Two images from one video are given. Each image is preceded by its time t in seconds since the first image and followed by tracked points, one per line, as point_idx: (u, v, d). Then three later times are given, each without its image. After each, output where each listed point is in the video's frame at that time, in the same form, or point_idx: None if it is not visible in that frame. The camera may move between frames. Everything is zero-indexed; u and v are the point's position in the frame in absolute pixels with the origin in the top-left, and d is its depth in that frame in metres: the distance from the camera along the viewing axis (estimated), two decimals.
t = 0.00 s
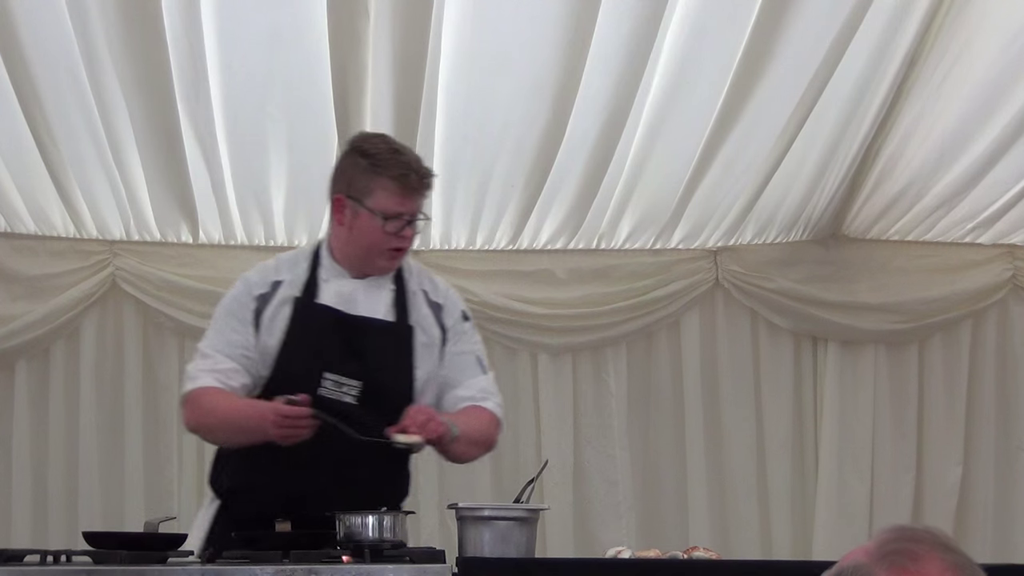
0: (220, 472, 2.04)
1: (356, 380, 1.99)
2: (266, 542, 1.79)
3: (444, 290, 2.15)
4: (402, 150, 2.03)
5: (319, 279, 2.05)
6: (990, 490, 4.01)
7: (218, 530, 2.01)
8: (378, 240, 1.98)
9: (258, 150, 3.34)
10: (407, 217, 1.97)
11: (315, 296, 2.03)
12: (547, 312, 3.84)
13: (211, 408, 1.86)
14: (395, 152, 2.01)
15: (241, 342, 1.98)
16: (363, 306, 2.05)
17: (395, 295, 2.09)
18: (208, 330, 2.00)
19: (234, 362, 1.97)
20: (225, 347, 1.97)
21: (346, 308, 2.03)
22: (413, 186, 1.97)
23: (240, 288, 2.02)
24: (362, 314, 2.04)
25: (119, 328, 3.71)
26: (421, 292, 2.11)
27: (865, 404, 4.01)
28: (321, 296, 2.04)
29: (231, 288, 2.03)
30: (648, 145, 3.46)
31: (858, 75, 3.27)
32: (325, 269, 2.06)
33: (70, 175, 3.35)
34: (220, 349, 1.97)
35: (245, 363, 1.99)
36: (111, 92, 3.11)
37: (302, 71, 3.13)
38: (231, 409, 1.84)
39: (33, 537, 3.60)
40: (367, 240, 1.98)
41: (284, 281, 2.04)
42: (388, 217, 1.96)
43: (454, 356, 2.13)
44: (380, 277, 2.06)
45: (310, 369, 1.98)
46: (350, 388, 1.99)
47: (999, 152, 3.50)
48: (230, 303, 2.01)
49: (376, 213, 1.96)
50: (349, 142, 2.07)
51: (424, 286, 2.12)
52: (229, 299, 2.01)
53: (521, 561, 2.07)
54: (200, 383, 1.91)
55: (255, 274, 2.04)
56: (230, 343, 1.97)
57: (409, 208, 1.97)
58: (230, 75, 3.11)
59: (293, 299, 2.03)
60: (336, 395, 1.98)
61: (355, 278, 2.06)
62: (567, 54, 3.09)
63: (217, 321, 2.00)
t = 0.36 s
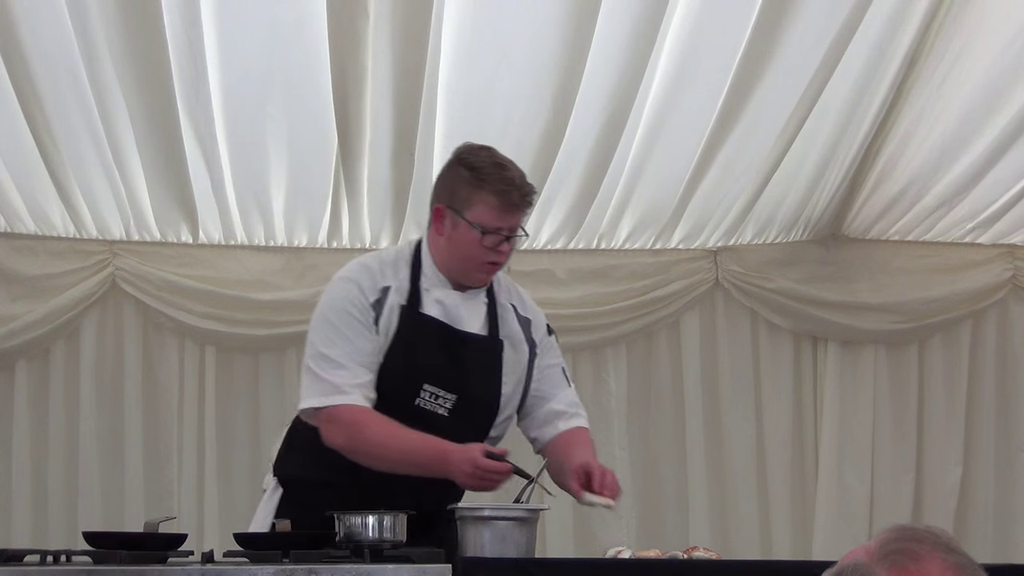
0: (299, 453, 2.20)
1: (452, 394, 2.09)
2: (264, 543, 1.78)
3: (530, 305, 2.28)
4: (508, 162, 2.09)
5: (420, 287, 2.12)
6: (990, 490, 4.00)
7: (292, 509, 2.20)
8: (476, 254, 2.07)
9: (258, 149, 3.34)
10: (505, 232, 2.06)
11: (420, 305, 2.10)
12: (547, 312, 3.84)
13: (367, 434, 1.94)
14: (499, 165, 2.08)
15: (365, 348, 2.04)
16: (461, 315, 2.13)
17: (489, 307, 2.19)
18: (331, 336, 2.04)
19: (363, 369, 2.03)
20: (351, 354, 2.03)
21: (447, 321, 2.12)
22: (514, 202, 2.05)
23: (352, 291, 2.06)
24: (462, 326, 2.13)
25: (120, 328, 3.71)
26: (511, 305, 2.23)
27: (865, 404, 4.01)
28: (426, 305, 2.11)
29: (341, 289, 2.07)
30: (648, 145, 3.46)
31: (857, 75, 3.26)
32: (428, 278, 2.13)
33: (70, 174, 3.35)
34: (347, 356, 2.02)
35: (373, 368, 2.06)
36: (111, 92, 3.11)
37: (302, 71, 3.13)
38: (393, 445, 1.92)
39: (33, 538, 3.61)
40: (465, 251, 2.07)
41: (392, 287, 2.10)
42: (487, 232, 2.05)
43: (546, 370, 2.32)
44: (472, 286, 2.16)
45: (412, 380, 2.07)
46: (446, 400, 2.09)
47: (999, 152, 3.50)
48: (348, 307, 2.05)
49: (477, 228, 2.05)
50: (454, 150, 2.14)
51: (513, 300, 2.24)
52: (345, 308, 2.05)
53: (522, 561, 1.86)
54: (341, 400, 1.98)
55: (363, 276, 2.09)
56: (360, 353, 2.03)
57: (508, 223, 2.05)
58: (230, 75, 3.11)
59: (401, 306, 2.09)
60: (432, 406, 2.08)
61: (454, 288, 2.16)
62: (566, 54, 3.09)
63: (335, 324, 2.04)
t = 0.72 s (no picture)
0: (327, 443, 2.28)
1: (482, 399, 2.15)
2: (265, 543, 1.78)
3: (565, 320, 2.35)
4: (544, 166, 2.17)
5: (460, 289, 2.21)
6: (990, 490, 4.00)
7: (315, 497, 2.28)
8: (511, 256, 2.15)
9: (257, 149, 3.33)
10: (538, 235, 2.14)
11: (456, 308, 2.18)
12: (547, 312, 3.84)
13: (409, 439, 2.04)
14: (536, 170, 2.16)
15: (405, 345, 2.14)
16: (494, 320, 2.22)
17: (522, 315, 2.26)
18: (375, 333, 2.13)
19: (404, 366, 2.13)
20: (393, 352, 2.13)
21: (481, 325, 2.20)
22: (549, 205, 2.13)
23: (395, 290, 2.16)
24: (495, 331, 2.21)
25: (120, 328, 3.70)
26: (544, 318, 2.30)
27: (865, 405, 4.01)
28: (462, 308, 2.20)
29: (385, 289, 2.16)
30: (647, 145, 3.46)
31: (857, 74, 3.26)
32: (467, 283, 2.22)
33: (70, 175, 3.35)
34: (387, 354, 2.12)
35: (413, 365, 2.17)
36: (111, 92, 3.11)
37: (302, 71, 3.13)
38: (436, 453, 2.03)
39: (34, 537, 3.61)
40: (500, 254, 2.16)
41: (433, 287, 2.20)
42: (521, 235, 2.14)
43: (576, 387, 2.40)
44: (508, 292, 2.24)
45: (443, 381, 2.15)
46: (474, 404, 2.16)
47: (999, 152, 3.49)
48: (391, 306, 2.15)
49: (511, 231, 2.14)
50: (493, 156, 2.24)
51: (547, 313, 2.31)
52: (388, 306, 2.14)
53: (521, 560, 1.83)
54: (383, 397, 2.08)
55: (405, 276, 2.19)
56: (402, 350, 2.14)
57: (543, 227, 2.13)
58: (230, 75, 3.11)
59: (440, 307, 2.18)
60: (460, 408, 2.16)
61: (491, 294, 2.23)
62: (566, 54, 3.08)
63: (378, 321, 2.14)
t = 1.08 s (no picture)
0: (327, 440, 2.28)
1: (470, 394, 2.15)
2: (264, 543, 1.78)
3: (562, 321, 2.34)
4: (484, 153, 2.16)
5: (446, 284, 2.21)
6: (990, 489, 4.00)
7: (313, 495, 2.28)
8: (455, 245, 2.17)
9: (257, 149, 3.33)
10: (471, 221, 2.14)
11: (445, 303, 2.19)
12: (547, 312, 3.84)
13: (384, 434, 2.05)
14: (470, 156, 2.16)
15: (387, 341, 2.15)
16: (481, 316, 2.23)
17: (515, 311, 2.26)
18: (356, 330, 2.15)
19: (385, 361, 2.14)
20: (375, 348, 2.14)
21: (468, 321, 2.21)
22: (473, 188, 2.12)
23: (380, 287, 2.18)
24: (483, 326, 2.22)
25: (120, 329, 3.70)
26: (540, 318, 2.29)
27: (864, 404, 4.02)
28: (451, 303, 2.20)
29: (370, 286, 2.18)
30: (647, 145, 3.46)
31: (856, 74, 3.27)
32: (453, 277, 2.23)
33: (70, 175, 3.35)
34: (369, 350, 2.13)
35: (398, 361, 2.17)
36: (111, 92, 3.11)
37: (303, 71, 3.13)
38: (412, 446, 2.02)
39: (33, 538, 3.60)
40: (448, 245, 2.19)
41: (420, 283, 2.20)
42: (454, 222, 2.15)
43: (572, 392, 2.40)
44: (486, 287, 2.24)
45: (430, 374, 2.15)
46: (461, 400, 2.15)
47: (999, 152, 3.49)
48: (375, 303, 2.16)
49: (447, 219, 2.16)
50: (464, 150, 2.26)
51: (543, 313, 2.30)
52: (371, 302, 2.16)
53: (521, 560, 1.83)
54: (362, 392, 2.10)
55: (392, 273, 2.20)
56: (383, 345, 2.15)
57: (473, 211, 2.13)
58: (229, 74, 3.11)
59: (427, 302, 2.19)
60: (447, 404, 2.15)
61: (473, 289, 2.24)
62: (566, 53, 3.08)
63: (362, 318, 2.16)
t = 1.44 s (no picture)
0: (319, 444, 2.28)
1: (459, 380, 2.16)
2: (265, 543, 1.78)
3: (550, 304, 2.34)
4: (471, 138, 2.10)
5: (428, 275, 2.22)
6: (990, 489, 4.00)
7: (311, 496, 2.28)
8: (454, 233, 2.13)
9: (257, 148, 3.33)
10: (471, 209, 2.08)
11: (429, 294, 2.21)
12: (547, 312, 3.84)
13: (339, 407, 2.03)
14: (459, 143, 2.09)
15: (358, 333, 2.17)
16: (469, 303, 2.22)
17: (501, 296, 2.26)
18: (328, 322, 2.18)
19: (352, 348, 2.15)
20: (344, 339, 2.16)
21: (455, 309, 2.21)
22: (468, 175, 2.06)
23: (356, 282, 2.21)
24: (471, 313, 2.22)
25: (120, 329, 3.71)
26: (527, 300, 2.29)
27: (864, 404, 4.02)
28: (434, 293, 2.21)
29: (347, 281, 2.21)
30: (647, 144, 3.46)
31: (857, 74, 3.26)
32: (435, 267, 2.24)
33: (70, 175, 3.35)
34: (338, 340, 2.15)
35: (369, 351, 2.18)
36: (111, 92, 3.11)
37: (303, 70, 3.13)
38: (358, 413, 1.98)
39: (33, 537, 3.61)
40: (445, 233, 2.14)
41: (399, 276, 2.22)
42: (452, 211, 2.09)
43: (562, 373, 2.40)
44: (475, 274, 2.23)
45: (418, 363, 2.16)
46: (452, 387, 2.16)
47: (1000, 151, 3.49)
48: (349, 297, 2.19)
49: (444, 210, 2.10)
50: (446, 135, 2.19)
51: (529, 295, 2.30)
52: (346, 293, 2.20)
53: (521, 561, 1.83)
54: (322, 373, 2.10)
55: (369, 267, 2.22)
56: (351, 333, 2.16)
57: (469, 199, 2.07)
58: (230, 74, 3.11)
59: (407, 293, 2.21)
60: (438, 392, 2.16)
61: (459, 277, 2.24)
62: (567, 53, 3.08)
63: (336, 310, 2.19)
